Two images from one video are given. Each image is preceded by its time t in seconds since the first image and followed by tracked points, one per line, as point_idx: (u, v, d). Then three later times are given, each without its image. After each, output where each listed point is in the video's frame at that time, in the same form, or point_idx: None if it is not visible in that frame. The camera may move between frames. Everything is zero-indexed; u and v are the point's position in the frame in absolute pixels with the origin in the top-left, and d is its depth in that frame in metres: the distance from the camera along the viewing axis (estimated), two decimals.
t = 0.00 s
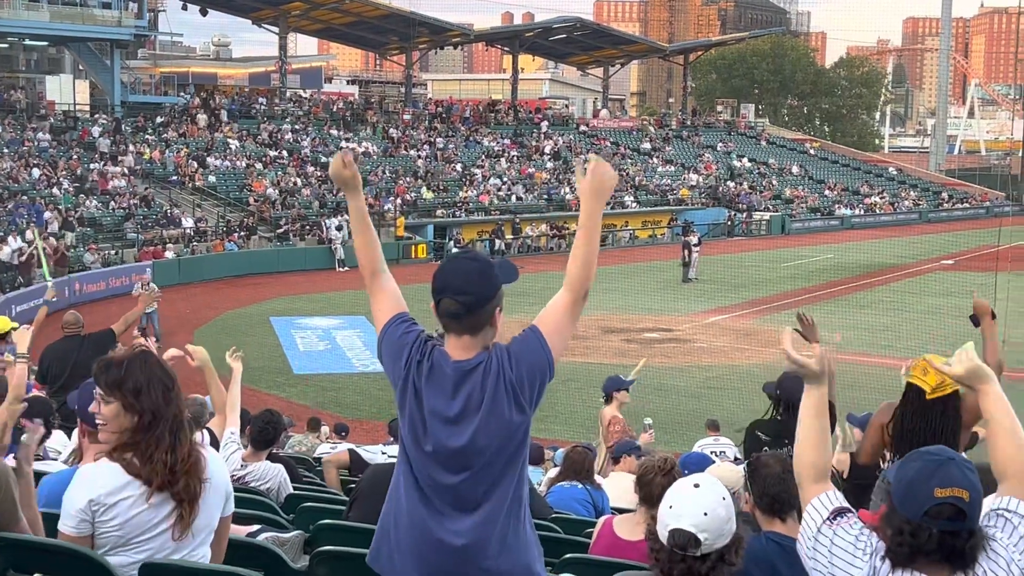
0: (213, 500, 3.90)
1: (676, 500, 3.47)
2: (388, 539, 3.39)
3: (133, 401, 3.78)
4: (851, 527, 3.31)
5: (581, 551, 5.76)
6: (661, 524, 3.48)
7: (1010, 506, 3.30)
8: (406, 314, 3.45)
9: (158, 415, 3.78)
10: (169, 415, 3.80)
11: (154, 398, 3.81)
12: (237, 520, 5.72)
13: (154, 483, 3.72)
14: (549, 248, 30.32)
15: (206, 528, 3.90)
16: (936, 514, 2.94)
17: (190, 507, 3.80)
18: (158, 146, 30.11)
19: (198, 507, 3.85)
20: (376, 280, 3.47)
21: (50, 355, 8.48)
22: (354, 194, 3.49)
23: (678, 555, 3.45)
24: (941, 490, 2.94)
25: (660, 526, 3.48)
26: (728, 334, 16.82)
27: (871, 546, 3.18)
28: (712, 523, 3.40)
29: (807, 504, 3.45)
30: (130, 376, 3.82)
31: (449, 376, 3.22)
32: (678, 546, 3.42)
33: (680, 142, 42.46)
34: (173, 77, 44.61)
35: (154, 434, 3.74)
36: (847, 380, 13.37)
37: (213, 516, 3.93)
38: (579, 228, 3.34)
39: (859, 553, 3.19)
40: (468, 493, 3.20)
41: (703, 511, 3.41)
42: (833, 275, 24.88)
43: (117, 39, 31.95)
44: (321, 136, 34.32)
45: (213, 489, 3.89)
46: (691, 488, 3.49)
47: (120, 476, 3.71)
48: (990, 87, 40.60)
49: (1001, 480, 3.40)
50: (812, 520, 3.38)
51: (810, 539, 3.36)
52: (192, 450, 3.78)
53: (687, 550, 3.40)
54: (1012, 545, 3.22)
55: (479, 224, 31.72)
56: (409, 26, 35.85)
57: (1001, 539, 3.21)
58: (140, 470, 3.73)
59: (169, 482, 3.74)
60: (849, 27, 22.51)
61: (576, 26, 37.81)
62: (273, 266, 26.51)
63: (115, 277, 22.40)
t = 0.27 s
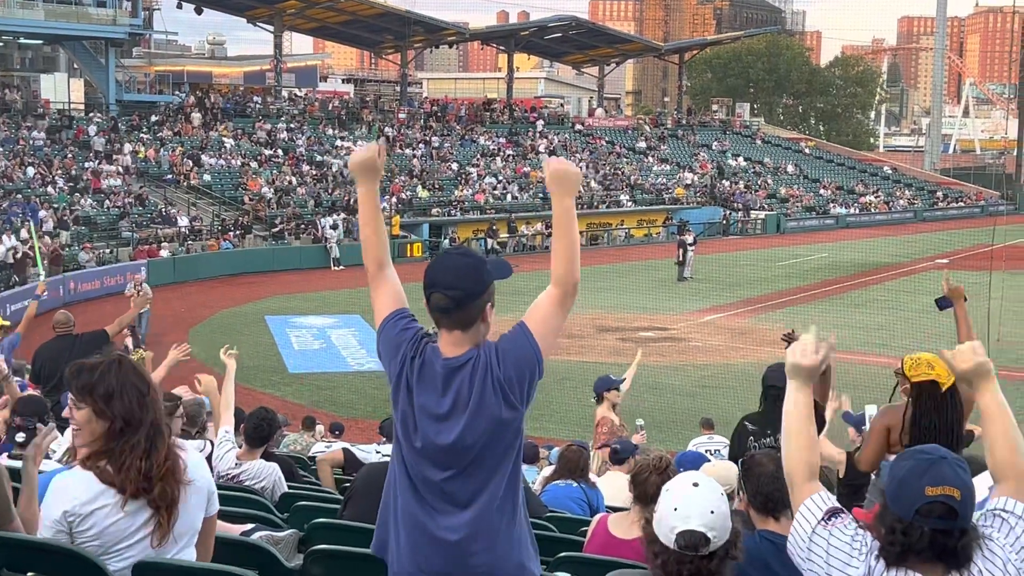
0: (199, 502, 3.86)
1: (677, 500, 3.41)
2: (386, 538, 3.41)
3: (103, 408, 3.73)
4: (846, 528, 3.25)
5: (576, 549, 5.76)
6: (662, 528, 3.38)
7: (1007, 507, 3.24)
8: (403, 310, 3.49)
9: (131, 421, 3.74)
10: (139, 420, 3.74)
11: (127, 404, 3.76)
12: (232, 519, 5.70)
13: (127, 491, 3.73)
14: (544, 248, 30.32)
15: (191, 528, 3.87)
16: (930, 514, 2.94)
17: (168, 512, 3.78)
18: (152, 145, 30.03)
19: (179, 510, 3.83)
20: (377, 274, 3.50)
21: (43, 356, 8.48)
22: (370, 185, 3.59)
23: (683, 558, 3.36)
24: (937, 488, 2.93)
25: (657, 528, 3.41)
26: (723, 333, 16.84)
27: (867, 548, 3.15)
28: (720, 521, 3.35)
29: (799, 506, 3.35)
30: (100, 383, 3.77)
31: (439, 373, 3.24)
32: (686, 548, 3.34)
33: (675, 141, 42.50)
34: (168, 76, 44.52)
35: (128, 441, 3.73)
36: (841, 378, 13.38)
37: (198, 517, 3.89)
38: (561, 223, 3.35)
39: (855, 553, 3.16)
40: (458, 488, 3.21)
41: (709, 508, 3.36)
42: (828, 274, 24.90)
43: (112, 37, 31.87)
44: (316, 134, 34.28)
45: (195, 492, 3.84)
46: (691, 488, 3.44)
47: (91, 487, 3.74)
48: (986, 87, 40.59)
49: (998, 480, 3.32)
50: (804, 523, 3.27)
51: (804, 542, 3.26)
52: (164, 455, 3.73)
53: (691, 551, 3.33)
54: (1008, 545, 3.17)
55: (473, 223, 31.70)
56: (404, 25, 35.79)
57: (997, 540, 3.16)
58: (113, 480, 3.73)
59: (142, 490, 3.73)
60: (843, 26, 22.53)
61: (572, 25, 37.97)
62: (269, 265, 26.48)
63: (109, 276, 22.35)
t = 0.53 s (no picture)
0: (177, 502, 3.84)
1: (675, 499, 3.40)
2: (381, 536, 3.43)
3: (64, 418, 3.67)
4: (844, 528, 3.24)
5: (571, 547, 5.77)
6: (662, 527, 3.37)
7: (1000, 506, 3.26)
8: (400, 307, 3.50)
9: (91, 430, 3.66)
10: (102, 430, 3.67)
11: (86, 412, 3.67)
12: (224, 516, 5.68)
13: (94, 501, 3.71)
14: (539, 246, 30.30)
15: (169, 531, 3.84)
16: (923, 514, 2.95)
17: (141, 519, 3.76)
18: (147, 143, 29.98)
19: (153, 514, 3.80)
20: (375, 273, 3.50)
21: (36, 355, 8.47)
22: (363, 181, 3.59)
23: (683, 557, 3.35)
24: (930, 487, 2.93)
25: (656, 527, 3.40)
26: (718, 332, 16.85)
27: (863, 550, 3.14)
28: (719, 520, 3.36)
29: (795, 507, 3.32)
30: (60, 393, 3.70)
31: (433, 371, 3.24)
32: (687, 548, 3.34)
33: (671, 140, 42.58)
34: (163, 73, 44.47)
35: (90, 451, 3.67)
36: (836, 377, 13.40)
37: (176, 518, 3.86)
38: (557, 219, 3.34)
39: (853, 554, 3.14)
40: (452, 487, 3.23)
41: (708, 508, 3.36)
42: (823, 273, 24.91)
43: (107, 35, 31.83)
44: (311, 132, 34.26)
45: (170, 493, 3.80)
46: (688, 486, 3.44)
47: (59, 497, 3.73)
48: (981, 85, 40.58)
49: (991, 479, 3.35)
50: (802, 524, 3.26)
51: (802, 541, 3.25)
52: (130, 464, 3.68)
53: (692, 550, 3.33)
54: (1003, 544, 3.15)
55: (470, 221, 31.48)
56: (400, 23, 35.75)
57: (991, 538, 3.14)
58: (80, 490, 3.71)
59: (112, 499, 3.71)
60: (839, 24, 22.54)
61: (567, 23, 38.04)
62: (264, 264, 26.45)
63: (104, 274, 22.32)
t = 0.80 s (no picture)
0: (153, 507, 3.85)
1: (673, 498, 3.39)
2: (378, 531, 3.44)
3: (27, 432, 3.66)
4: (842, 528, 3.23)
5: (567, 546, 5.77)
6: (660, 526, 3.37)
7: (996, 505, 3.24)
8: (397, 305, 3.51)
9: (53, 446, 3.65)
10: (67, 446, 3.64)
11: (47, 428, 3.64)
12: (217, 514, 5.65)
13: (61, 515, 3.72)
14: (535, 245, 30.30)
15: (146, 537, 3.85)
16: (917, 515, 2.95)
17: (113, 529, 3.77)
18: (143, 141, 29.95)
19: (127, 521, 3.82)
20: (371, 270, 3.51)
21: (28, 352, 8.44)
22: (359, 183, 3.60)
23: (680, 556, 3.36)
24: (926, 488, 2.93)
25: (652, 526, 3.40)
26: (714, 330, 16.85)
27: (859, 550, 3.13)
28: (718, 519, 3.35)
29: (791, 507, 3.31)
30: (23, 408, 3.66)
31: (429, 369, 3.25)
32: (684, 547, 3.35)
33: (667, 139, 42.68)
34: (159, 71, 44.45)
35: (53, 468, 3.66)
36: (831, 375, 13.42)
37: (155, 520, 3.88)
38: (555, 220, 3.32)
39: (849, 554, 3.13)
40: (447, 483, 3.23)
41: (707, 506, 3.35)
42: (819, 271, 24.92)
43: (103, 33, 31.81)
44: (307, 131, 34.26)
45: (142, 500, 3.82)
46: (685, 485, 3.43)
47: (29, 509, 3.74)
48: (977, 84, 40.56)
49: (986, 478, 3.32)
50: (798, 523, 3.24)
51: (798, 542, 3.23)
52: (97, 480, 3.66)
53: (691, 549, 3.34)
54: (999, 544, 3.15)
55: (465, 220, 31.41)
56: (395, 22, 35.72)
57: (987, 537, 3.13)
58: (48, 504, 3.71)
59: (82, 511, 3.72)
60: (834, 23, 22.54)
61: (563, 22, 38.07)
62: (260, 262, 26.43)
63: (99, 273, 22.29)
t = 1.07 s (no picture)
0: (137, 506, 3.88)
1: (669, 496, 3.40)
2: (378, 527, 3.46)
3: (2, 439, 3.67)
4: (832, 527, 3.23)
5: (564, 544, 5.77)
6: (657, 524, 3.37)
7: (985, 502, 3.24)
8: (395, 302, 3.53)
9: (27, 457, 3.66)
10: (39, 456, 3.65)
11: (20, 439, 3.65)
12: (212, 511, 5.64)
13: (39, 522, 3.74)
14: (532, 243, 30.30)
15: (131, 536, 3.88)
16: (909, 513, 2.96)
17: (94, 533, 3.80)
18: (139, 138, 29.94)
19: (109, 521, 3.85)
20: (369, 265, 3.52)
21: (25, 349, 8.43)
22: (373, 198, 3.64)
23: (678, 553, 3.36)
24: (917, 485, 2.94)
25: (649, 523, 3.40)
26: (711, 328, 16.87)
27: (852, 548, 3.13)
28: (713, 516, 3.36)
29: (784, 504, 3.30)
30: None
31: (428, 364, 3.26)
32: (681, 546, 3.35)
33: (663, 137, 42.85)
34: (155, 68, 44.42)
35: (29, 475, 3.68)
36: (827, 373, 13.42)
37: (142, 517, 3.90)
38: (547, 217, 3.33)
39: (840, 552, 3.15)
40: (447, 479, 3.25)
41: (703, 504, 3.37)
42: (815, 270, 24.95)
43: (99, 31, 31.81)
44: (304, 128, 34.27)
45: (123, 501, 3.86)
46: (682, 484, 3.44)
47: (7, 514, 3.77)
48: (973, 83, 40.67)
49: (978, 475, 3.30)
50: (790, 521, 3.25)
51: (789, 541, 3.24)
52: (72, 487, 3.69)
53: (688, 547, 3.34)
54: (988, 540, 3.16)
55: (462, 218, 31.36)
56: (392, 19, 35.70)
57: (977, 534, 3.14)
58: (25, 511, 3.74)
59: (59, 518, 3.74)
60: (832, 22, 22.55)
61: (560, 20, 38.07)
62: (256, 259, 26.42)
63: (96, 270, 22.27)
